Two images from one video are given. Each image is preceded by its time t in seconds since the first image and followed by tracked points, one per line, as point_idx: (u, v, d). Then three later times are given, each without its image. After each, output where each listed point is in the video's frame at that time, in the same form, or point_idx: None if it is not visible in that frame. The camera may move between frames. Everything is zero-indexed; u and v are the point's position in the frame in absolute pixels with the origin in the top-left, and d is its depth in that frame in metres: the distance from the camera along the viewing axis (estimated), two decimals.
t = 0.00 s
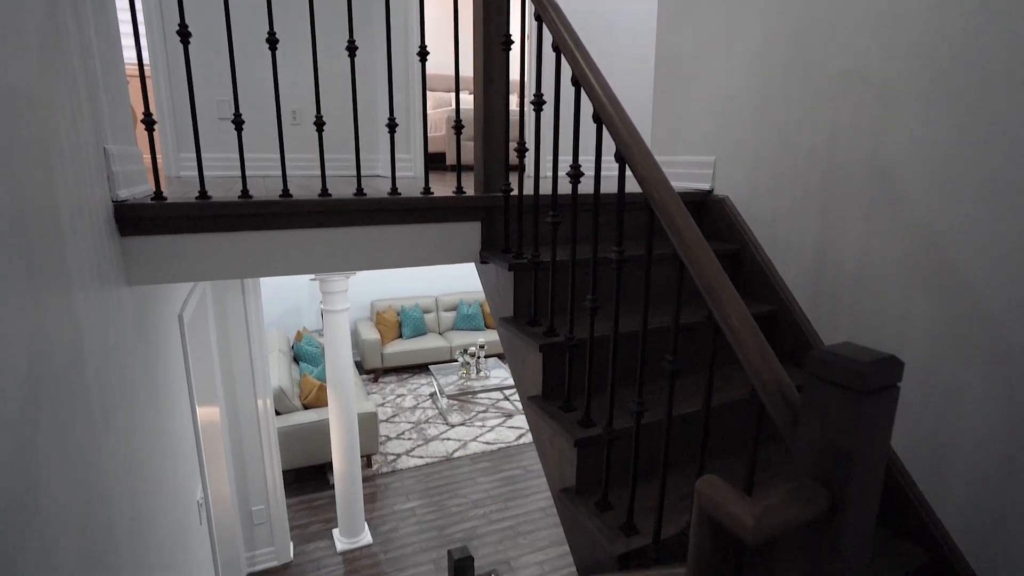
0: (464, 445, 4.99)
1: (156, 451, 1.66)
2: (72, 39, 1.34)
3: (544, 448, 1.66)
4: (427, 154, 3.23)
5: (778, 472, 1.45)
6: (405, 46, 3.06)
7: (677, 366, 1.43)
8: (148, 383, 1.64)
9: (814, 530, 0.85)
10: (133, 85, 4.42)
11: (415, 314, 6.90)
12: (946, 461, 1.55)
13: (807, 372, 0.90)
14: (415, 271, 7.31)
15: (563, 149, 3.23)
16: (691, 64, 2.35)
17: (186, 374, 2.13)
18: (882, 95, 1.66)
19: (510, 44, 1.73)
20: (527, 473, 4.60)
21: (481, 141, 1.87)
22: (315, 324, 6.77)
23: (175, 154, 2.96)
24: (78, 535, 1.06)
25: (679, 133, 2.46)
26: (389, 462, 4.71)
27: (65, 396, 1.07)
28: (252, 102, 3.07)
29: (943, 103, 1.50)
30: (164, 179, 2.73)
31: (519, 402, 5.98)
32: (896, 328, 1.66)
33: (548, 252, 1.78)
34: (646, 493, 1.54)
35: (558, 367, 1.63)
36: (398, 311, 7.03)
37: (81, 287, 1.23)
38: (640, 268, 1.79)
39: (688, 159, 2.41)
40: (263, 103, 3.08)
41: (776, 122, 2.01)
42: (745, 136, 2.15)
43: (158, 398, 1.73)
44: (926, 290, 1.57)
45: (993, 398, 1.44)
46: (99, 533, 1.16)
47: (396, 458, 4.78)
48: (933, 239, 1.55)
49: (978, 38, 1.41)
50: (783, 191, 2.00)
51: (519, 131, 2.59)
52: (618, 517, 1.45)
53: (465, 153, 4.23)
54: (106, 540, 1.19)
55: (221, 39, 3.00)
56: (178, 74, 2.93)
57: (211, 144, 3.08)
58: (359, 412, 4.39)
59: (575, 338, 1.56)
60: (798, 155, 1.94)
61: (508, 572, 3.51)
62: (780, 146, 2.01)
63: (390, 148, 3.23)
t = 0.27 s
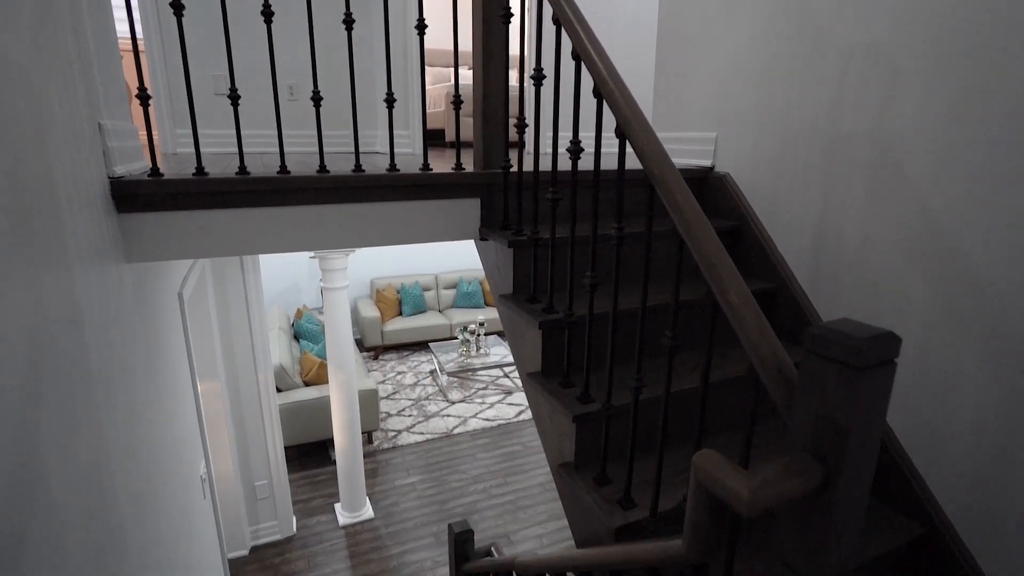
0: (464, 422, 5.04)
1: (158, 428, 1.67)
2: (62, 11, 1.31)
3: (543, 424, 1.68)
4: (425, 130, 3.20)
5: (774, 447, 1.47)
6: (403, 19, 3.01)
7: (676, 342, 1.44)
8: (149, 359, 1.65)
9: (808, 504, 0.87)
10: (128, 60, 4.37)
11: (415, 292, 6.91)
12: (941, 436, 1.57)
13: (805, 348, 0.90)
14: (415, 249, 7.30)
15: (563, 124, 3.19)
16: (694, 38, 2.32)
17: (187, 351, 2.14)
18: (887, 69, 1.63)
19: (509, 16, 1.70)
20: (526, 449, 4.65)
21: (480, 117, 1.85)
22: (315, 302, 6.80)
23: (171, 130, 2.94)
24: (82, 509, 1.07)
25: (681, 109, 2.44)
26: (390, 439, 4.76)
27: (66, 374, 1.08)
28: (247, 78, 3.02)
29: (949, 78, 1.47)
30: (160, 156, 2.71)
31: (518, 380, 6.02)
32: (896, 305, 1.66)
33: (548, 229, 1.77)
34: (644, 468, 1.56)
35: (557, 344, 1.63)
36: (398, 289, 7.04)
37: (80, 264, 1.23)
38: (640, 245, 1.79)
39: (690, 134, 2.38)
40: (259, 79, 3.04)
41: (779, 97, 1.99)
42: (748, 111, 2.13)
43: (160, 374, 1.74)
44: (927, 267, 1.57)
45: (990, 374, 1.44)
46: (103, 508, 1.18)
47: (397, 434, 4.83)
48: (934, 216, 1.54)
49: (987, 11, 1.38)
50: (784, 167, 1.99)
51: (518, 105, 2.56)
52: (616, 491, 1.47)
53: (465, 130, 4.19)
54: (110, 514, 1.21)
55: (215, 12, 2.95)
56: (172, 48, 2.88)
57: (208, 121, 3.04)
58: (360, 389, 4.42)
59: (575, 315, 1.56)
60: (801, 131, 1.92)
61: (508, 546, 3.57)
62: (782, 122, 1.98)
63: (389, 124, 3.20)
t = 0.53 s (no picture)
0: (464, 399, 5.08)
1: (161, 404, 1.69)
2: None
3: (543, 400, 1.70)
4: (424, 107, 3.17)
5: (771, 423, 1.48)
6: None
7: (675, 319, 1.44)
8: (150, 337, 1.66)
9: (803, 477, 0.88)
10: (121, 35, 4.31)
11: (415, 270, 6.91)
12: (937, 410, 1.59)
13: (802, 325, 0.90)
14: (414, 227, 7.28)
15: (563, 99, 3.16)
16: (697, 11, 2.28)
17: (187, 329, 2.15)
18: (892, 44, 1.61)
19: None
20: (526, 425, 4.70)
21: (480, 92, 1.83)
22: (315, 280, 6.81)
23: (166, 106, 2.90)
24: (87, 484, 1.09)
25: (683, 84, 2.42)
26: (390, 415, 4.81)
27: (66, 351, 1.08)
28: (243, 52, 2.98)
29: (954, 53, 1.45)
30: (156, 133, 2.69)
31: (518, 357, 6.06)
32: (895, 281, 1.67)
33: (547, 206, 1.77)
34: (641, 442, 1.58)
35: (556, 321, 1.64)
36: (398, 267, 7.04)
37: (77, 240, 1.22)
38: (639, 222, 1.78)
39: (695, 110, 2.37)
40: (254, 54, 3.00)
41: (781, 72, 1.97)
42: (749, 87, 2.11)
43: (161, 350, 1.76)
44: (927, 244, 1.57)
45: (987, 351, 1.45)
46: (107, 482, 1.19)
47: (397, 411, 4.87)
48: (935, 192, 1.53)
49: None
50: (785, 143, 1.98)
51: (517, 79, 2.53)
52: (615, 466, 1.49)
53: (464, 106, 4.14)
54: (115, 488, 1.23)
55: None
56: (166, 22, 2.84)
57: (203, 97, 3.01)
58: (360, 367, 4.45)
59: (574, 292, 1.56)
60: (802, 107, 1.90)
61: (507, 520, 3.63)
62: (784, 98, 1.97)
63: (387, 100, 3.16)
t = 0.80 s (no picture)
0: (463, 376, 5.11)
1: (163, 381, 1.70)
2: None
3: (542, 376, 1.71)
4: (423, 81, 3.13)
5: (768, 399, 1.50)
6: None
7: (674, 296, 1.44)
8: (150, 314, 1.66)
9: (798, 451, 0.89)
10: (113, 8, 4.24)
11: (415, 248, 6.90)
12: (933, 386, 1.60)
13: (802, 301, 0.89)
14: (414, 205, 7.25)
15: (564, 72, 3.13)
16: None
17: (187, 307, 2.16)
18: (898, 16, 1.58)
19: None
20: (525, 402, 4.74)
21: (479, 67, 1.81)
22: (314, 257, 6.82)
23: (161, 81, 2.87)
24: (89, 458, 1.10)
25: (686, 58, 2.39)
26: (391, 392, 4.85)
27: (66, 328, 1.08)
28: (238, 26, 2.93)
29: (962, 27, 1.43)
30: (151, 108, 2.66)
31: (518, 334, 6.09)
32: (894, 258, 1.66)
33: (547, 182, 1.75)
34: (640, 418, 1.60)
35: (555, 298, 1.64)
36: (398, 245, 7.03)
37: (74, 216, 1.22)
38: (640, 199, 1.77)
39: (698, 84, 2.34)
40: (250, 28, 2.95)
41: (785, 46, 1.94)
42: (753, 62, 2.08)
43: (162, 327, 1.76)
44: (928, 220, 1.56)
45: (985, 328, 1.46)
46: (110, 457, 1.21)
47: (397, 388, 4.91)
48: (939, 169, 1.52)
49: None
50: (787, 119, 1.96)
51: (518, 52, 2.50)
52: (613, 441, 1.50)
53: (463, 81, 4.09)
54: (117, 463, 1.24)
55: None
56: None
57: (198, 72, 2.97)
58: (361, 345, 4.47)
59: (574, 269, 1.56)
60: (806, 82, 1.88)
61: (507, 494, 3.68)
62: (787, 72, 1.94)
63: (385, 75, 3.12)
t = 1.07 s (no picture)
0: (463, 353, 5.14)
1: (164, 357, 1.71)
2: None
3: (540, 352, 1.72)
4: (421, 56, 3.08)
5: (765, 374, 1.51)
6: None
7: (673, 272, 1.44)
8: (150, 292, 1.66)
9: (794, 425, 0.89)
10: None
11: (414, 225, 6.88)
12: (930, 363, 1.61)
13: (801, 278, 0.89)
14: (412, 182, 7.21)
15: (564, 46, 3.08)
16: None
17: (187, 285, 2.16)
18: None
19: None
20: (525, 379, 4.78)
21: (477, 40, 1.78)
22: (313, 235, 6.81)
23: (155, 56, 2.82)
24: (92, 433, 1.11)
25: (689, 31, 2.35)
26: (391, 369, 4.88)
27: (66, 304, 1.09)
28: None
29: None
30: (144, 84, 2.63)
31: (517, 312, 6.10)
32: (894, 233, 1.66)
33: (546, 158, 1.74)
34: (637, 394, 1.61)
35: (554, 274, 1.64)
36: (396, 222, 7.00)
37: (70, 191, 1.21)
38: (640, 175, 1.76)
39: (700, 58, 2.31)
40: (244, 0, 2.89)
41: (789, 19, 1.91)
42: (756, 35, 2.05)
43: (162, 304, 1.77)
44: (929, 195, 1.55)
45: (983, 305, 1.46)
46: (113, 433, 1.23)
47: (397, 365, 4.95)
48: (942, 145, 1.50)
49: None
50: (790, 94, 1.94)
51: (517, 24, 2.46)
52: (611, 416, 1.52)
53: (462, 55, 4.03)
54: (121, 438, 1.26)
55: None
56: None
57: (192, 46, 2.92)
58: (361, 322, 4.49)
59: (573, 246, 1.55)
60: (810, 55, 1.85)
61: (507, 469, 3.73)
62: (791, 45, 1.91)
63: (382, 49, 3.07)
